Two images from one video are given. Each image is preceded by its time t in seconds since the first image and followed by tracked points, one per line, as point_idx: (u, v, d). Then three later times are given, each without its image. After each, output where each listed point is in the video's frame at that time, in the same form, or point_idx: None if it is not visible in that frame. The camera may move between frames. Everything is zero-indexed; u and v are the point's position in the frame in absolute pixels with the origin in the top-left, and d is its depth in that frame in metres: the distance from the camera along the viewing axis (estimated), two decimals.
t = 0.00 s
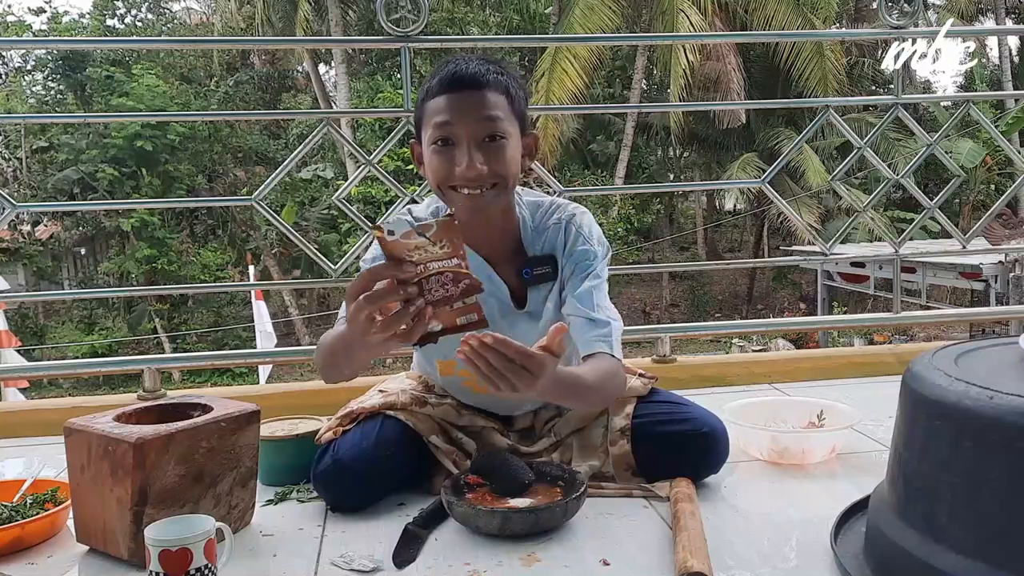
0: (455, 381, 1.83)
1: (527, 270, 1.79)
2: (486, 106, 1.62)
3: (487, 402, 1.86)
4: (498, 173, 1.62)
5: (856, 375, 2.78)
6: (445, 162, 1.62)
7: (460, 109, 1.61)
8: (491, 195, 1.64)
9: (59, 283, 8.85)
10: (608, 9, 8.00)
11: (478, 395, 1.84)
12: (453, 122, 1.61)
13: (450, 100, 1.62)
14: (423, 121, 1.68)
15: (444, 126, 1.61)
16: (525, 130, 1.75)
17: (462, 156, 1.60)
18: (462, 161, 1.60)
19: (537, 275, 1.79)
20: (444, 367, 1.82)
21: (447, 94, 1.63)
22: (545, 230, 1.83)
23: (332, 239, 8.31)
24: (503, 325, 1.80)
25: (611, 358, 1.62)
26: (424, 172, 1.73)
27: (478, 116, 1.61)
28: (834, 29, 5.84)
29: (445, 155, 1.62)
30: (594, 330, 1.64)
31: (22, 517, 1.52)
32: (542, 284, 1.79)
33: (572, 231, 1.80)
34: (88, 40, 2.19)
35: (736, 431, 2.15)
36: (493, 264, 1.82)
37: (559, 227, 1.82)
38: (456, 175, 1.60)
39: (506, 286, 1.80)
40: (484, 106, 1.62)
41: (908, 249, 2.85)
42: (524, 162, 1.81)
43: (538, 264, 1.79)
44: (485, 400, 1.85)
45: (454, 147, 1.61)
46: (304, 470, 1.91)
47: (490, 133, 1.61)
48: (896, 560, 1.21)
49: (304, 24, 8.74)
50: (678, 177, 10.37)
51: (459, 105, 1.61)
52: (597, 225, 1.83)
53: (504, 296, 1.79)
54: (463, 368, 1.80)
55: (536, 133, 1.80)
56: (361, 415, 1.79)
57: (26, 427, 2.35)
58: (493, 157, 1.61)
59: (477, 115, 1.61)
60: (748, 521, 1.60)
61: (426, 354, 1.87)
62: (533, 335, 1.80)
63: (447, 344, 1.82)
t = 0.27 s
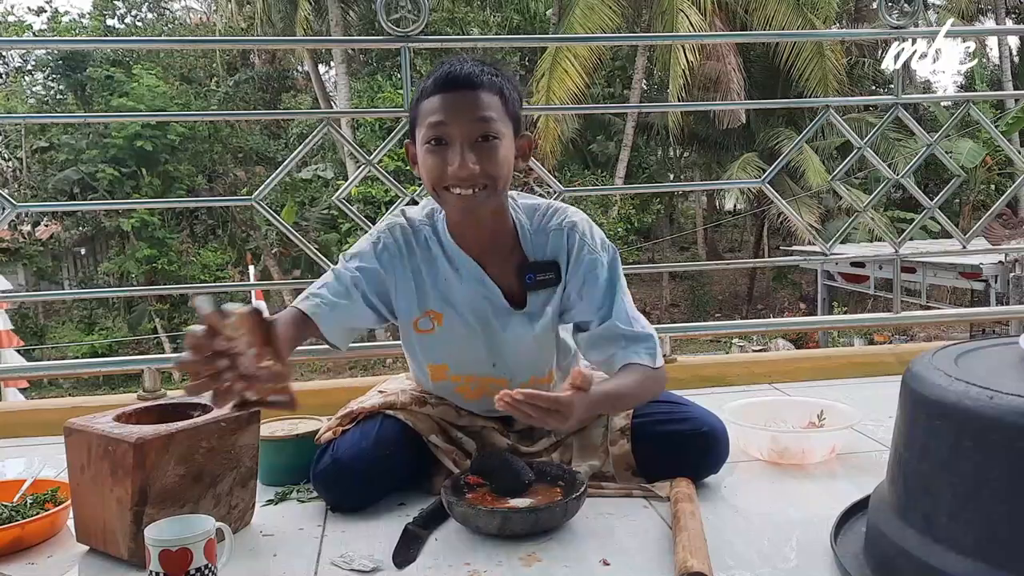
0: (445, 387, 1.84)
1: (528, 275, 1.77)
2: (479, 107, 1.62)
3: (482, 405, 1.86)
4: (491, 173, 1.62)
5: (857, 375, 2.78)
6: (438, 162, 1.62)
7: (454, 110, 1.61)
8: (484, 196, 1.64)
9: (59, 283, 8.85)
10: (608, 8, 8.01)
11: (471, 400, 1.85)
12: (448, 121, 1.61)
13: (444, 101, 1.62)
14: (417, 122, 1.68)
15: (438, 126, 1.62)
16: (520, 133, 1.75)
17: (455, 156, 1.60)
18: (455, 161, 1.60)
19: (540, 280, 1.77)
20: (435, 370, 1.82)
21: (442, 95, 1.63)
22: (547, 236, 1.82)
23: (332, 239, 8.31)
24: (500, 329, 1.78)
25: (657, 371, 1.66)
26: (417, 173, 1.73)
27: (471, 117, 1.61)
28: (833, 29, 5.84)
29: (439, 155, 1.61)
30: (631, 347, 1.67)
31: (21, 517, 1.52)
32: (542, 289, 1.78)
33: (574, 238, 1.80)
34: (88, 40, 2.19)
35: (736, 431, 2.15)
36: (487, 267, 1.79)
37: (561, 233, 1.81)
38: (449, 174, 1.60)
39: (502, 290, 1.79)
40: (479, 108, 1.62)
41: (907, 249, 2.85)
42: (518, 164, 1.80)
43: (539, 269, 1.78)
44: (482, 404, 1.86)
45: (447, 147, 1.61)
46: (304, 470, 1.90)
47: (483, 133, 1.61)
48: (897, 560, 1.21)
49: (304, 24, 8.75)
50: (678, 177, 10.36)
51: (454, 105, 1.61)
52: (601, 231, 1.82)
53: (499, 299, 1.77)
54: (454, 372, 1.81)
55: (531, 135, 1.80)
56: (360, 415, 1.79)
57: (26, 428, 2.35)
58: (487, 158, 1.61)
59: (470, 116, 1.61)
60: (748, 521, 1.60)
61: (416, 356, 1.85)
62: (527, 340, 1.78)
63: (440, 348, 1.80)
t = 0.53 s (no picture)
0: (443, 393, 1.81)
1: (526, 274, 1.73)
2: (463, 109, 1.59)
3: (478, 409, 1.85)
4: (477, 174, 1.58)
5: (857, 375, 2.78)
6: (424, 166, 1.59)
7: (438, 113, 1.58)
8: (471, 198, 1.61)
9: (59, 283, 8.86)
10: (608, 8, 8.01)
11: (469, 406, 1.83)
12: (432, 125, 1.58)
13: (427, 104, 1.60)
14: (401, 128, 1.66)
15: (423, 130, 1.59)
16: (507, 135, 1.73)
17: (441, 158, 1.57)
18: (441, 163, 1.57)
19: (537, 279, 1.74)
20: (433, 378, 1.79)
21: (425, 99, 1.60)
22: (543, 236, 1.79)
23: (332, 239, 8.32)
24: (495, 332, 1.72)
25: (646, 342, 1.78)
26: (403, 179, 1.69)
27: (455, 119, 1.58)
28: (833, 29, 5.84)
29: (424, 159, 1.58)
30: (627, 325, 1.78)
31: (21, 517, 1.52)
32: (538, 288, 1.74)
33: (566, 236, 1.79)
34: (88, 40, 2.19)
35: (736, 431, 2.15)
36: (479, 270, 1.74)
37: (556, 232, 1.79)
38: (435, 176, 1.57)
39: (497, 293, 1.74)
40: (464, 111, 1.59)
41: (908, 249, 2.85)
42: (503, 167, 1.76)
43: (536, 268, 1.74)
44: (480, 408, 1.84)
45: (432, 150, 1.58)
46: (304, 470, 1.90)
47: (468, 135, 1.58)
48: (897, 559, 1.21)
49: (304, 24, 8.75)
50: (677, 177, 10.35)
51: (438, 109, 1.59)
52: (592, 227, 1.84)
53: (494, 302, 1.71)
54: (451, 378, 1.78)
55: (517, 138, 1.77)
56: (360, 415, 1.80)
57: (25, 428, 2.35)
58: (474, 161, 1.58)
59: (454, 118, 1.58)
60: (748, 521, 1.60)
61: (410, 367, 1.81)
62: (525, 341, 1.72)
63: (434, 354, 1.75)
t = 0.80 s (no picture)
0: (447, 396, 1.80)
1: (521, 264, 1.73)
2: (447, 106, 1.58)
3: (480, 411, 1.85)
4: (464, 170, 1.58)
5: (857, 375, 2.78)
6: (410, 165, 1.57)
7: (422, 112, 1.58)
8: (460, 194, 1.60)
9: (60, 283, 8.86)
10: (608, 7, 8.01)
11: (472, 406, 1.83)
12: (417, 123, 1.57)
13: (412, 103, 1.59)
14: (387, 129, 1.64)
15: (409, 129, 1.58)
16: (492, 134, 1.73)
17: (427, 156, 1.56)
18: (427, 161, 1.56)
19: (533, 267, 1.74)
20: (435, 381, 1.77)
21: (410, 98, 1.59)
22: (533, 226, 1.81)
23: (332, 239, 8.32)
24: (496, 326, 1.72)
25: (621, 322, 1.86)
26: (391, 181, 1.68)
27: (440, 116, 1.57)
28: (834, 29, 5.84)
29: (410, 158, 1.57)
30: (607, 310, 1.86)
31: (21, 517, 1.52)
32: (534, 277, 1.75)
33: (555, 224, 1.81)
34: (88, 40, 2.19)
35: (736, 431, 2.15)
36: (474, 267, 1.73)
37: (545, 221, 1.81)
38: (421, 174, 1.56)
39: (494, 287, 1.74)
40: (450, 108, 1.58)
41: (907, 249, 2.85)
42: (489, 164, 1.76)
43: (531, 257, 1.74)
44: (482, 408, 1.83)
45: (418, 149, 1.57)
46: (304, 470, 1.91)
47: (453, 132, 1.58)
48: (897, 559, 1.21)
49: (304, 24, 8.75)
50: (678, 177, 10.36)
51: (423, 107, 1.58)
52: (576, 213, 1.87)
53: (492, 296, 1.71)
54: (454, 380, 1.77)
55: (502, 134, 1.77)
56: (360, 415, 1.80)
57: (26, 428, 2.35)
58: (461, 158, 1.57)
59: (438, 116, 1.57)
60: (747, 521, 1.60)
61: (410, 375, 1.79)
62: (524, 332, 1.73)
63: (435, 356, 1.74)
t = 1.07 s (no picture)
0: (446, 381, 1.80)
1: (520, 247, 1.74)
2: (449, 103, 1.57)
3: (478, 400, 1.84)
4: (466, 169, 1.59)
5: (857, 375, 2.78)
6: (412, 162, 1.58)
7: (424, 109, 1.56)
8: (461, 189, 1.61)
9: (60, 283, 8.86)
10: (608, 7, 8.01)
11: (471, 394, 1.82)
12: (419, 121, 1.56)
13: (414, 99, 1.57)
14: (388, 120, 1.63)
15: (411, 127, 1.56)
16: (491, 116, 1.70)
17: (430, 155, 1.56)
18: (430, 161, 1.56)
19: (532, 250, 1.75)
20: (433, 364, 1.78)
21: (409, 92, 1.57)
22: (534, 211, 1.80)
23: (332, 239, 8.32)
24: (492, 307, 1.72)
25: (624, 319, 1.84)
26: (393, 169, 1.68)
27: (443, 115, 1.56)
28: (834, 29, 5.84)
29: (412, 156, 1.57)
30: (609, 305, 1.84)
31: (22, 517, 1.52)
32: (532, 260, 1.75)
33: (556, 210, 1.81)
34: (88, 40, 2.19)
35: (736, 431, 2.15)
36: (473, 248, 1.74)
37: (547, 207, 1.81)
38: (424, 173, 1.57)
39: (492, 270, 1.74)
40: (450, 102, 1.57)
41: (908, 249, 2.85)
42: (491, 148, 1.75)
43: (530, 240, 1.75)
44: (480, 397, 1.82)
45: (420, 147, 1.57)
46: (304, 469, 1.91)
47: (456, 130, 1.57)
48: (897, 560, 1.21)
49: (304, 25, 8.76)
50: (677, 177, 10.37)
51: (423, 103, 1.56)
52: (580, 202, 1.87)
53: (488, 278, 1.72)
54: (452, 365, 1.77)
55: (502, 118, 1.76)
56: (360, 415, 1.79)
57: (27, 428, 2.35)
58: (463, 154, 1.58)
59: (440, 114, 1.56)
60: (747, 521, 1.60)
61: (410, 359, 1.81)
62: (520, 315, 1.73)
63: (431, 337, 1.75)
